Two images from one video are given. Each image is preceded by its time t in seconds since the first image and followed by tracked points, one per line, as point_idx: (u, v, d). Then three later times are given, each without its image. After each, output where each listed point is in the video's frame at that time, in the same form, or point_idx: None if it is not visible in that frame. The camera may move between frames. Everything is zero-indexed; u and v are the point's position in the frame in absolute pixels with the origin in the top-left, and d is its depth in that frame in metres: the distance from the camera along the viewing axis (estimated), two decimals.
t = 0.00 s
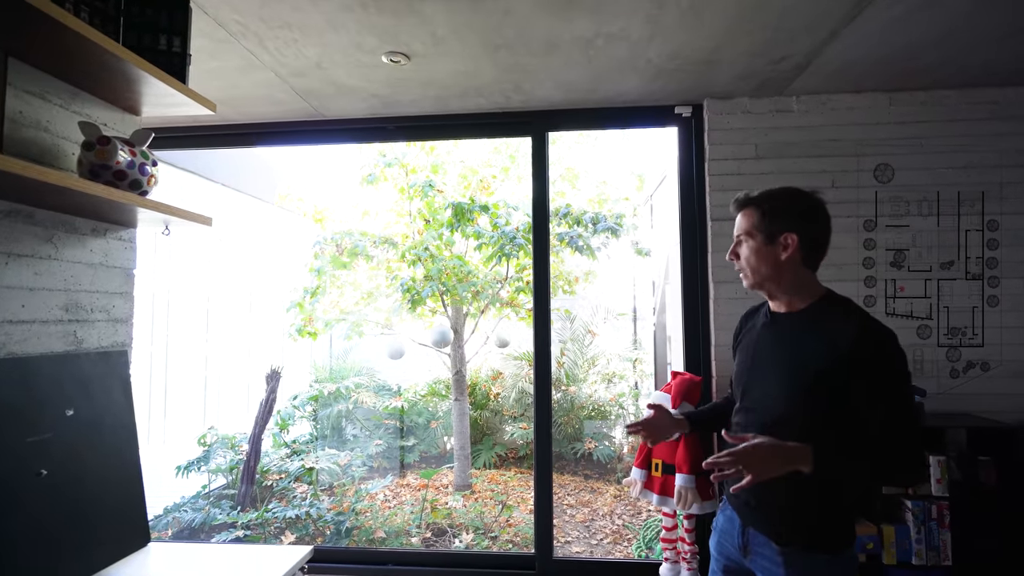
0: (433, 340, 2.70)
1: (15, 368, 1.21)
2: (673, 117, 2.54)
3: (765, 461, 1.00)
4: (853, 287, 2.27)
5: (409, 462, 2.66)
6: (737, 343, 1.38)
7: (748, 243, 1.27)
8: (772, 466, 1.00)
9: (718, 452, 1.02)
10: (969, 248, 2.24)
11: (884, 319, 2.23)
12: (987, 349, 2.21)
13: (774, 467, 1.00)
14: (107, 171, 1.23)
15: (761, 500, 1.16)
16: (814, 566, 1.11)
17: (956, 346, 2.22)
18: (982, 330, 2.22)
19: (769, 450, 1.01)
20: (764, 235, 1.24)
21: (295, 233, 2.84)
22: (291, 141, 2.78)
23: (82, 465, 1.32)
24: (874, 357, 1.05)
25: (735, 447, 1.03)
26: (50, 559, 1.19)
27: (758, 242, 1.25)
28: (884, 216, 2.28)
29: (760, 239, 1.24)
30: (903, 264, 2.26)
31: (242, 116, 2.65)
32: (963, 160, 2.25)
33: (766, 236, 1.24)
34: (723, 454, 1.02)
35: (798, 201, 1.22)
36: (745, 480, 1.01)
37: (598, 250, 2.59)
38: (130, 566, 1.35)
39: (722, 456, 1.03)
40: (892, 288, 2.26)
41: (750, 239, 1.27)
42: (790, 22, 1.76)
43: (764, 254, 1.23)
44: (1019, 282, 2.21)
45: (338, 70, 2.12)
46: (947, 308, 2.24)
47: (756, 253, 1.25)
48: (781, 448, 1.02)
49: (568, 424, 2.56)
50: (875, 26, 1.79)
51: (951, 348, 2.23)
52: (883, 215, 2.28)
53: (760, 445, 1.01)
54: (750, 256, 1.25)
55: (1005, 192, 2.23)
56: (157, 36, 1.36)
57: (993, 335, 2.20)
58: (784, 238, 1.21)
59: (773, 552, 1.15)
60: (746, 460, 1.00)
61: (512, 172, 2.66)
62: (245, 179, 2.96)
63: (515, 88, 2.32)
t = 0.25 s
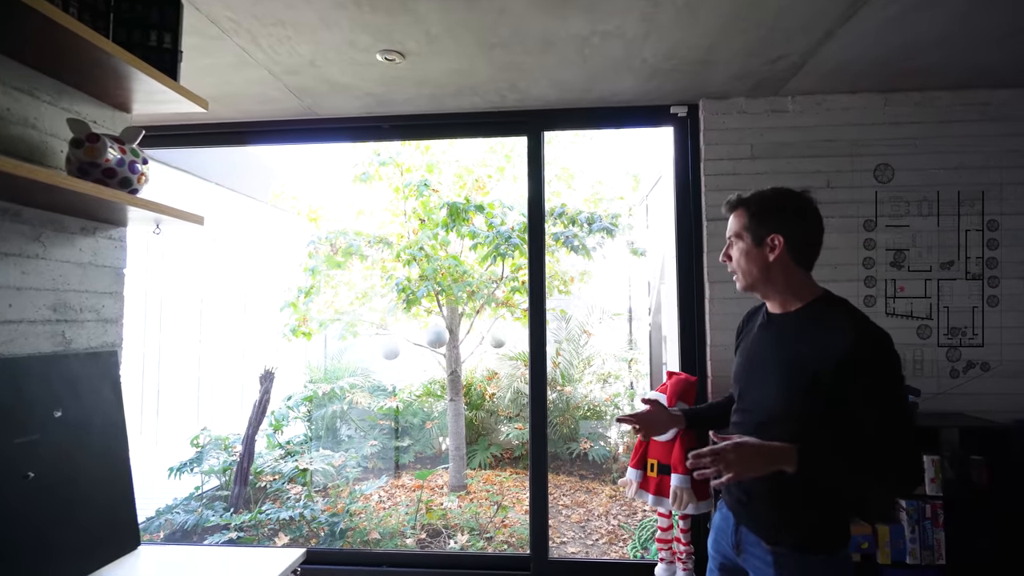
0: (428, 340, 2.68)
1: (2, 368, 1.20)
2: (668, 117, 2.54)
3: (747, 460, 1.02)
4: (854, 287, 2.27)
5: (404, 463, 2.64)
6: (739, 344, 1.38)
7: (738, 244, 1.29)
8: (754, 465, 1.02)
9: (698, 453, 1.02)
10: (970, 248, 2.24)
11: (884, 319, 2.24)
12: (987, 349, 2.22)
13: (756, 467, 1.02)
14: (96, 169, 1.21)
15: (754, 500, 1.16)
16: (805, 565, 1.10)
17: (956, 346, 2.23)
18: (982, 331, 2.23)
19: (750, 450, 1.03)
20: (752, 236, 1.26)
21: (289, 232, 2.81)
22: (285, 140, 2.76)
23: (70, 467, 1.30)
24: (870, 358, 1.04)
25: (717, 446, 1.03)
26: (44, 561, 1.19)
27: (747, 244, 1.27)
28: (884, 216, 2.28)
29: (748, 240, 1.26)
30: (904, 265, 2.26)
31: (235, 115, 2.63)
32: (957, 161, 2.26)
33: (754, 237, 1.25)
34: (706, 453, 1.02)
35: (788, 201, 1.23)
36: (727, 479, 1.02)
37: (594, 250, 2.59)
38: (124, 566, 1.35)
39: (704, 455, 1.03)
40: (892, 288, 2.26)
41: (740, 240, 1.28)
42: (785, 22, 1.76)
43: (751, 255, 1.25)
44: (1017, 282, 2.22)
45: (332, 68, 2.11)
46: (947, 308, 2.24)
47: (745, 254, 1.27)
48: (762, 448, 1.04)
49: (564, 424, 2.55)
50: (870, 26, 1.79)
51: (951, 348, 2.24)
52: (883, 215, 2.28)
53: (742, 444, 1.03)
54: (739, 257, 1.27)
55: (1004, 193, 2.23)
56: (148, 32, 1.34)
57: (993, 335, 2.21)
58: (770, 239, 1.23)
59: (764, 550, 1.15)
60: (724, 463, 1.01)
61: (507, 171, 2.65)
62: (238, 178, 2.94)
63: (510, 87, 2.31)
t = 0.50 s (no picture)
0: (423, 340, 2.67)
1: None
2: (664, 117, 2.54)
3: (733, 455, 1.02)
4: (854, 287, 2.28)
5: (399, 464, 2.63)
6: (736, 345, 1.38)
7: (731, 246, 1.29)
8: (741, 460, 1.02)
9: (686, 446, 1.02)
10: (970, 248, 2.25)
11: (884, 320, 2.25)
12: (988, 349, 2.22)
13: (741, 461, 1.02)
14: (84, 166, 1.19)
15: (750, 500, 1.16)
16: (800, 566, 1.10)
17: (957, 346, 2.23)
18: (983, 331, 2.23)
19: (737, 444, 1.03)
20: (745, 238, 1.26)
21: (283, 232, 2.79)
22: (279, 139, 2.74)
23: (57, 470, 1.28)
24: (865, 359, 1.03)
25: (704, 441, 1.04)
26: (36, 563, 1.18)
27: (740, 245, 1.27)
28: (884, 216, 2.28)
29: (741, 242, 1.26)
30: (904, 265, 2.27)
31: (228, 113, 2.61)
32: (952, 162, 2.27)
33: (746, 239, 1.25)
34: (693, 448, 1.03)
35: (781, 201, 1.22)
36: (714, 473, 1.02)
37: (589, 250, 2.58)
38: (117, 566, 1.35)
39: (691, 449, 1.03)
40: (892, 288, 2.27)
41: (733, 242, 1.28)
42: (780, 22, 1.76)
43: (743, 257, 1.25)
44: (1017, 282, 2.23)
45: (325, 66, 2.09)
46: (948, 308, 2.25)
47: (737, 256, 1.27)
48: (749, 442, 1.04)
49: (559, 425, 2.54)
50: (865, 26, 1.79)
51: (951, 348, 2.24)
52: (883, 215, 2.28)
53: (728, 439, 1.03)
54: (732, 259, 1.27)
55: (1005, 193, 2.24)
56: (137, 29, 1.32)
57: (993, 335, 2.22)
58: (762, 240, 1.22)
59: (759, 550, 1.15)
60: (710, 458, 1.02)
61: (503, 171, 2.64)
62: (231, 177, 2.92)
63: (505, 86, 2.30)
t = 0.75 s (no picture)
0: (415, 340, 2.65)
1: None
2: (656, 116, 2.54)
3: (732, 464, 1.01)
4: (854, 286, 2.28)
5: (391, 464, 2.61)
6: (726, 342, 1.38)
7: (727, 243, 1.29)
8: (740, 468, 1.01)
9: (686, 459, 1.01)
10: (970, 247, 2.26)
11: (884, 319, 2.26)
12: (987, 349, 2.24)
13: (741, 470, 1.01)
14: (66, 161, 1.17)
15: (744, 501, 1.15)
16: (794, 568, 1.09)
17: (957, 346, 2.25)
18: (983, 331, 2.25)
19: (735, 452, 1.02)
20: (741, 235, 1.25)
21: (273, 231, 2.76)
22: (269, 136, 2.72)
23: (38, 472, 1.26)
24: (858, 359, 1.03)
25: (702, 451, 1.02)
26: (20, 567, 1.17)
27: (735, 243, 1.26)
28: (885, 216, 2.29)
29: (736, 239, 1.26)
30: (904, 264, 2.27)
31: (217, 109, 2.58)
32: (942, 162, 2.28)
33: (742, 236, 1.25)
34: (693, 459, 1.01)
35: (777, 199, 1.22)
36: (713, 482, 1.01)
37: (582, 249, 2.58)
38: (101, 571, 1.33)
39: (691, 461, 1.02)
40: (892, 288, 2.28)
41: (728, 239, 1.28)
42: (773, 21, 1.76)
43: (739, 254, 1.25)
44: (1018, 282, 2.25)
45: (316, 62, 2.07)
46: (948, 308, 2.26)
47: (733, 253, 1.27)
48: (746, 449, 1.03)
49: (552, 424, 2.53)
50: (857, 26, 1.80)
51: (951, 348, 2.26)
52: (883, 215, 2.29)
53: (726, 448, 1.02)
54: (728, 256, 1.27)
55: (1004, 193, 2.26)
56: (123, 22, 1.30)
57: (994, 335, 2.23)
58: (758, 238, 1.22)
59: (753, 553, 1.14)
60: (710, 468, 1.00)
61: (495, 170, 2.63)
62: (221, 175, 2.88)
63: (498, 84, 2.29)
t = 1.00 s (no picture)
0: (408, 339, 2.64)
1: None
2: (649, 116, 2.54)
3: (722, 466, 1.01)
4: (853, 286, 2.29)
5: (383, 464, 2.59)
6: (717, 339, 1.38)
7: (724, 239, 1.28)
8: (730, 470, 1.01)
9: (675, 462, 1.00)
10: (970, 247, 2.28)
11: (884, 319, 2.27)
12: (987, 349, 2.25)
13: (731, 471, 1.01)
14: (49, 157, 1.15)
15: (734, 500, 1.15)
16: (785, 568, 1.09)
17: (956, 346, 2.26)
18: (983, 331, 2.26)
19: (725, 454, 1.02)
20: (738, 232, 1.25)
21: (264, 229, 2.73)
22: (260, 134, 2.69)
23: (19, 475, 1.23)
24: (848, 359, 1.03)
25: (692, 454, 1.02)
26: None
27: (732, 239, 1.26)
28: (885, 217, 2.30)
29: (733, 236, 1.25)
30: (904, 264, 2.29)
31: (207, 106, 2.55)
32: (933, 163, 2.30)
33: (739, 233, 1.24)
34: (682, 462, 1.01)
35: (776, 195, 1.21)
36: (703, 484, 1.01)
37: (575, 249, 2.57)
38: None
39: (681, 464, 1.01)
40: (892, 288, 2.29)
41: (725, 235, 1.27)
42: (765, 21, 1.77)
43: (736, 251, 1.25)
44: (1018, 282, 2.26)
45: (307, 59, 2.05)
46: (947, 308, 2.28)
47: (729, 249, 1.27)
48: (736, 451, 1.03)
49: (544, 424, 2.53)
50: (848, 26, 1.81)
51: (951, 348, 2.27)
52: (883, 215, 2.30)
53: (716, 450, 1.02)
54: (723, 252, 1.27)
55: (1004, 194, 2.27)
56: (108, 16, 1.28)
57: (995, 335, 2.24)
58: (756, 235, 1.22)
59: (744, 553, 1.14)
60: (700, 471, 1.00)
61: (488, 169, 2.62)
62: (211, 172, 2.85)
63: (491, 83, 2.28)
